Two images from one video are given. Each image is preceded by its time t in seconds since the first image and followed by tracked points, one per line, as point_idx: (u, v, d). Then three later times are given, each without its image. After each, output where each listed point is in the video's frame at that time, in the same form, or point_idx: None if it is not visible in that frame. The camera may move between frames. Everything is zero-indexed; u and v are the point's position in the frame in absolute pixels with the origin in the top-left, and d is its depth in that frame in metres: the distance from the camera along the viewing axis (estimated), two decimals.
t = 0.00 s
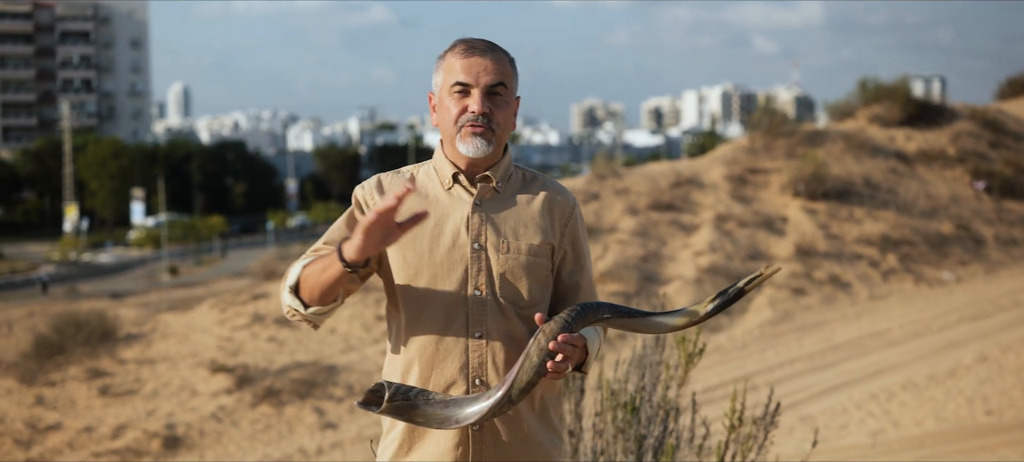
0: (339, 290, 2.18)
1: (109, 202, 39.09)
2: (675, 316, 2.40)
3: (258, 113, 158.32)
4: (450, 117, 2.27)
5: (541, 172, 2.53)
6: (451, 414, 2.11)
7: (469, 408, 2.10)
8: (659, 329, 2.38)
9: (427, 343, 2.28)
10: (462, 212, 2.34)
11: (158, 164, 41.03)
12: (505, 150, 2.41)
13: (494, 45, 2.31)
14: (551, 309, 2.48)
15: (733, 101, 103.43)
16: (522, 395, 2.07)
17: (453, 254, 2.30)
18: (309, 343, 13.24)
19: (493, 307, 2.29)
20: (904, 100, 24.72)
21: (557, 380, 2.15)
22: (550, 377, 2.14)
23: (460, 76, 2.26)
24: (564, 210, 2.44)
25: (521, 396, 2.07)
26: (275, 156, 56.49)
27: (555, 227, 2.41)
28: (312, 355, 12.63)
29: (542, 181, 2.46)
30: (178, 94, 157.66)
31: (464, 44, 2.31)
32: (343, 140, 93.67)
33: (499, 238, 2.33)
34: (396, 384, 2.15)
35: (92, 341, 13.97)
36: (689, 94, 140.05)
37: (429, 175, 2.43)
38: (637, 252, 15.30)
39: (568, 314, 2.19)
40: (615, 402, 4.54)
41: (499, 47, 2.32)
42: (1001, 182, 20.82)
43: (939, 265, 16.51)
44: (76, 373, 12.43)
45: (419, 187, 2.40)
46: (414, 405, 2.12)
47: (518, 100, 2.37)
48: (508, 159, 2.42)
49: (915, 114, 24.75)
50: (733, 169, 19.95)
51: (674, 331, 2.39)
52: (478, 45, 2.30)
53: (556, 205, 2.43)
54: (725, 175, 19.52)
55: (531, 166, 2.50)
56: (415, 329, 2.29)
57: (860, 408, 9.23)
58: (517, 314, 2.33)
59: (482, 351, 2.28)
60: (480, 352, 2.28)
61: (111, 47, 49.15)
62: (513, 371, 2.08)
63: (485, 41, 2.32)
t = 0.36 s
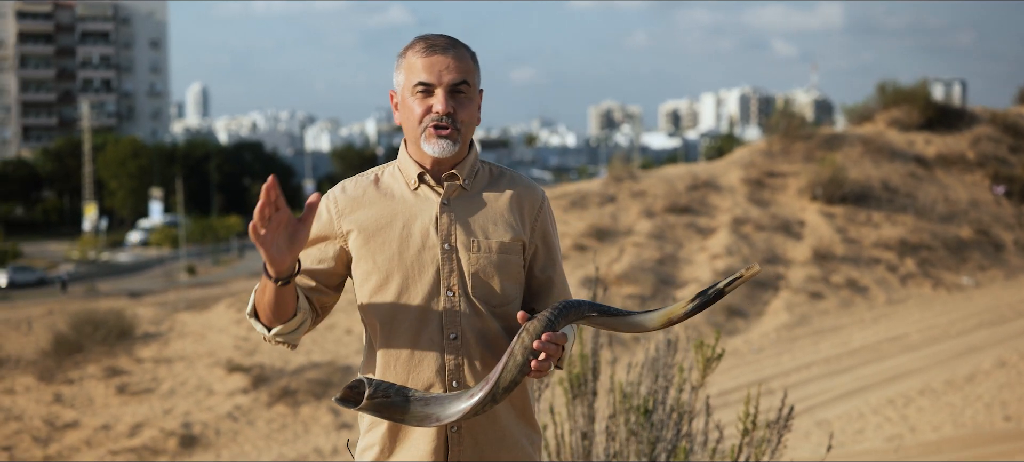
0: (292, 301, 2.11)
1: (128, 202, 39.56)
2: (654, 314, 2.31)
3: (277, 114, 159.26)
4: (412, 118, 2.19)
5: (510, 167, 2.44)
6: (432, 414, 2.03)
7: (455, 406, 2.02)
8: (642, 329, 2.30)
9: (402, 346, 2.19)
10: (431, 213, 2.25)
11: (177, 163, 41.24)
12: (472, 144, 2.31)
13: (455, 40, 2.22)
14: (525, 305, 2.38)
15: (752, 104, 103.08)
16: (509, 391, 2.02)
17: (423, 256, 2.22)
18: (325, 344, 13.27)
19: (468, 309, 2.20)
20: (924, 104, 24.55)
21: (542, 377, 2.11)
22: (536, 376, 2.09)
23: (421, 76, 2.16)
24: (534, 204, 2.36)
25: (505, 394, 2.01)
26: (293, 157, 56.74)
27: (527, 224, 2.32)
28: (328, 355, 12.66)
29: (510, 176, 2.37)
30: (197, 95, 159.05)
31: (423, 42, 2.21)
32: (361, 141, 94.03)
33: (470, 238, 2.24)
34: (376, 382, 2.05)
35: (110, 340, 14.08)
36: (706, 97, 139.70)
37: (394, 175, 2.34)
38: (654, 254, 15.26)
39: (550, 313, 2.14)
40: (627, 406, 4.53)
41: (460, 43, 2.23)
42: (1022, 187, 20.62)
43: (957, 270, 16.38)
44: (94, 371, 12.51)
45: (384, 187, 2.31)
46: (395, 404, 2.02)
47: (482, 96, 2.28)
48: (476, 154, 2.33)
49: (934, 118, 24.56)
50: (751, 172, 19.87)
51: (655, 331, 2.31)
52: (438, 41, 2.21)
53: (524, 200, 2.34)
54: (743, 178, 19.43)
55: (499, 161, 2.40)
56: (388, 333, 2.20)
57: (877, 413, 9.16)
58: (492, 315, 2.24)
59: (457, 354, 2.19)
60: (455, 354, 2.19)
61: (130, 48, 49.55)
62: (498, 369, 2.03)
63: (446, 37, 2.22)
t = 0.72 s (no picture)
0: (316, 327, 2.18)
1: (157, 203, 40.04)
2: (667, 310, 2.28)
3: (305, 115, 160.29)
4: (418, 131, 2.19)
5: (520, 167, 2.42)
6: (452, 428, 2.05)
7: (474, 418, 2.04)
8: (653, 324, 2.28)
9: (421, 357, 2.22)
10: (444, 221, 2.26)
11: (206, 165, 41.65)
12: (481, 150, 2.31)
13: (456, 49, 2.21)
14: (540, 305, 2.39)
15: (780, 106, 102.17)
16: (527, 401, 2.04)
17: (436, 265, 2.23)
18: (352, 345, 13.34)
19: (483, 315, 2.22)
20: (954, 106, 24.25)
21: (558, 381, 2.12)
22: (550, 382, 2.11)
23: (425, 91, 2.16)
24: (547, 203, 2.35)
25: (524, 402, 2.03)
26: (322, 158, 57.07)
27: (540, 225, 2.32)
28: (355, 357, 12.74)
29: (522, 176, 2.36)
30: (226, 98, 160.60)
31: (423, 54, 2.20)
32: (388, 142, 94.37)
33: (484, 244, 2.24)
34: (394, 400, 2.07)
35: (138, 340, 14.27)
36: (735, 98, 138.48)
37: (404, 182, 2.34)
38: (681, 256, 15.20)
39: (563, 317, 2.14)
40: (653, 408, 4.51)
41: (461, 50, 2.21)
42: None
43: (987, 272, 16.16)
44: (122, 371, 12.68)
45: (396, 195, 2.32)
46: (416, 421, 2.05)
47: (488, 100, 2.27)
48: (485, 158, 2.33)
49: (964, 120, 24.26)
50: (779, 174, 19.74)
51: (667, 325, 2.28)
52: (438, 52, 2.19)
53: (537, 202, 2.33)
54: (770, 180, 19.30)
55: (510, 161, 2.39)
56: (406, 342, 2.22)
57: (904, 416, 9.06)
58: (508, 320, 2.25)
59: (475, 362, 2.21)
60: (472, 361, 2.21)
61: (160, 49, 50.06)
62: (514, 379, 2.04)
63: (446, 47, 2.21)
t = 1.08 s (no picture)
0: (355, 319, 2.14)
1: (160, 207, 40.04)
2: (687, 318, 2.29)
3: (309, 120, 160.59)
4: (453, 129, 2.19)
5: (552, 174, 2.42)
6: (462, 423, 2.04)
7: (483, 415, 2.03)
8: (672, 332, 2.27)
9: (444, 354, 2.21)
10: (473, 220, 2.26)
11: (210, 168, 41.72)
12: (514, 152, 2.30)
13: (491, 51, 2.21)
14: (565, 310, 2.38)
15: (784, 111, 102.07)
16: (537, 400, 2.02)
17: (463, 263, 2.22)
18: (354, 349, 13.34)
19: (507, 315, 2.21)
20: (957, 111, 24.24)
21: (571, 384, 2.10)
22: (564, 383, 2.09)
23: (460, 89, 2.17)
24: (577, 211, 2.34)
25: (534, 402, 2.01)
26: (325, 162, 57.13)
27: (568, 229, 2.31)
28: (357, 360, 12.74)
29: (553, 183, 2.35)
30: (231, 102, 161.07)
31: (461, 55, 2.21)
32: (391, 146, 94.44)
33: (511, 244, 2.24)
34: (407, 394, 2.06)
35: (140, 344, 14.28)
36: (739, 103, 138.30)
37: (437, 183, 2.34)
38: (684, 260, 15.21)
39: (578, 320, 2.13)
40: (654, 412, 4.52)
41: (497, 53, 2.21)
42: None
43: (990, 277, 16.15)
44: (124, 375, 12.69)
45: (428, 194, 2.31)
46: (427, 415, 2.04)
47: (522, 104, 2.26)
48: (518, 162, 2.33)
49: (967, 125, 24.24)
50: (782, 178, 19.73)
51: (687, 334, 2.28)
52: (475, 53, 2.20)
53: (568, 208, 2.32)
54: (773, 184, 19.30)
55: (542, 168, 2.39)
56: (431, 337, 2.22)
57: (906, 420, 9.05)
58: (532, 322, 2.24)
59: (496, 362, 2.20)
60: (494, 360, 2.20)
61: (165, 53, 50.21)
62: (525, 378, 2.03)
63: (482, 49, 2.21)
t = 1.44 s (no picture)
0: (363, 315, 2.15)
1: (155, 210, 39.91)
2: (693, 326, 2.29)
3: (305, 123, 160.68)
4: (463, 132, 2.20)
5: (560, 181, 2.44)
6: (460, 423, 2.05)
7: (481, 417, 2.04)
8: (675, 342, 2.27)
9: (448, 354, 2.22)
10: (479, 223, 2.27)
11: (205, 171, 41.69)
12: (523, 158, 2.32)
13: (503, 56, 2.23)
14: (571, 315, 2.38)
15: (779, 115, 102.21)
16: (536, 403, 2.02)
17: (470, 265, 2.24)
18: (349, 352, 13.33)
19: (512, 317, 2.22)
20: (950, 115, 24.31)
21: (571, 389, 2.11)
22: (565, 387, 2.09)
23: (471, 91, 2.18)
24: (584, 217, 2.35)
25: (534, 405, 2.01)
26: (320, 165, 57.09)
27: (573, 237, 2.32)
28: (351, 363, 12.74)
29: (559, 189, 2.37)
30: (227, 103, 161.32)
31: (473, 59, 2.23)
32: (386, 149, 94.36)
33: (517, 248, 2.25)
34: (408, 393, 2.09)
35: (134, 346, 14.25)
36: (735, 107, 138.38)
37: (448, 186, 2.36)
38: (678, 263, 15.24)
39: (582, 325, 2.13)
40: (644, 414, 4.54)
41: (508, 58, 2.23)
42: None
43: (983, 280, 16.21)
44: (117, 378, 12.66)
45: (438, 197, 2.33)
46: (427, 415, 2.06)
47: (532, 110, 2.28)
48: (527, 168, 2.34)
49: (961, 129, 24.33)
50: (776, 181, 19.78)
51: (689, 343, 2.29)
52: (488, 58, 2.21)
53: (575, 215, 2.34)
54: (768, 188, 19.34)
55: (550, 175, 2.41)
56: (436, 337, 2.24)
57: (899, 423, 9.07)
58: (535, 323, 2.25)
59: (500, 362, 2.21)
60: (498, 362, 2.22)
61: (159, 55, 50.15)
62: (525, 381, 2.03)
63: (494, 54, 2.23)
